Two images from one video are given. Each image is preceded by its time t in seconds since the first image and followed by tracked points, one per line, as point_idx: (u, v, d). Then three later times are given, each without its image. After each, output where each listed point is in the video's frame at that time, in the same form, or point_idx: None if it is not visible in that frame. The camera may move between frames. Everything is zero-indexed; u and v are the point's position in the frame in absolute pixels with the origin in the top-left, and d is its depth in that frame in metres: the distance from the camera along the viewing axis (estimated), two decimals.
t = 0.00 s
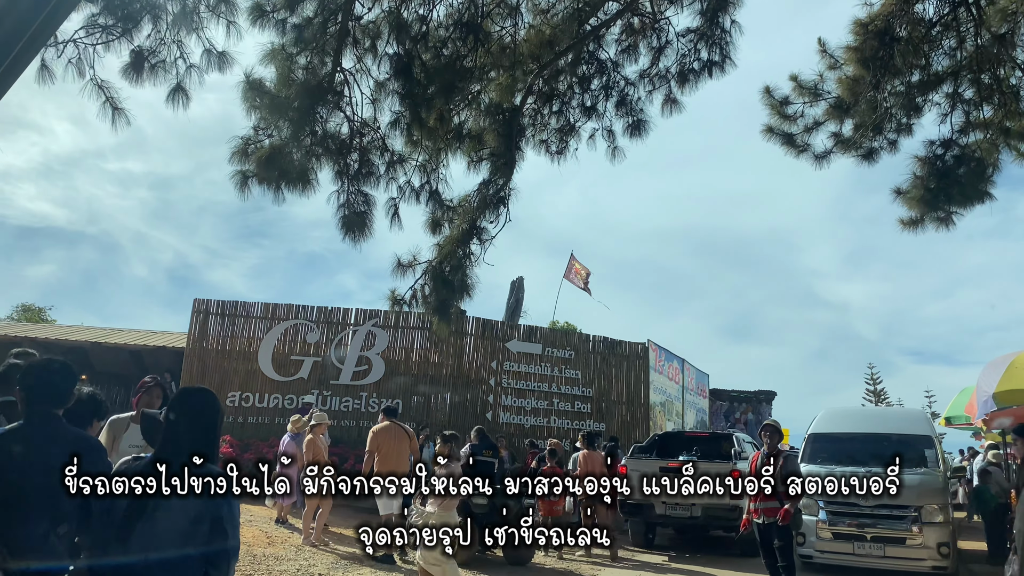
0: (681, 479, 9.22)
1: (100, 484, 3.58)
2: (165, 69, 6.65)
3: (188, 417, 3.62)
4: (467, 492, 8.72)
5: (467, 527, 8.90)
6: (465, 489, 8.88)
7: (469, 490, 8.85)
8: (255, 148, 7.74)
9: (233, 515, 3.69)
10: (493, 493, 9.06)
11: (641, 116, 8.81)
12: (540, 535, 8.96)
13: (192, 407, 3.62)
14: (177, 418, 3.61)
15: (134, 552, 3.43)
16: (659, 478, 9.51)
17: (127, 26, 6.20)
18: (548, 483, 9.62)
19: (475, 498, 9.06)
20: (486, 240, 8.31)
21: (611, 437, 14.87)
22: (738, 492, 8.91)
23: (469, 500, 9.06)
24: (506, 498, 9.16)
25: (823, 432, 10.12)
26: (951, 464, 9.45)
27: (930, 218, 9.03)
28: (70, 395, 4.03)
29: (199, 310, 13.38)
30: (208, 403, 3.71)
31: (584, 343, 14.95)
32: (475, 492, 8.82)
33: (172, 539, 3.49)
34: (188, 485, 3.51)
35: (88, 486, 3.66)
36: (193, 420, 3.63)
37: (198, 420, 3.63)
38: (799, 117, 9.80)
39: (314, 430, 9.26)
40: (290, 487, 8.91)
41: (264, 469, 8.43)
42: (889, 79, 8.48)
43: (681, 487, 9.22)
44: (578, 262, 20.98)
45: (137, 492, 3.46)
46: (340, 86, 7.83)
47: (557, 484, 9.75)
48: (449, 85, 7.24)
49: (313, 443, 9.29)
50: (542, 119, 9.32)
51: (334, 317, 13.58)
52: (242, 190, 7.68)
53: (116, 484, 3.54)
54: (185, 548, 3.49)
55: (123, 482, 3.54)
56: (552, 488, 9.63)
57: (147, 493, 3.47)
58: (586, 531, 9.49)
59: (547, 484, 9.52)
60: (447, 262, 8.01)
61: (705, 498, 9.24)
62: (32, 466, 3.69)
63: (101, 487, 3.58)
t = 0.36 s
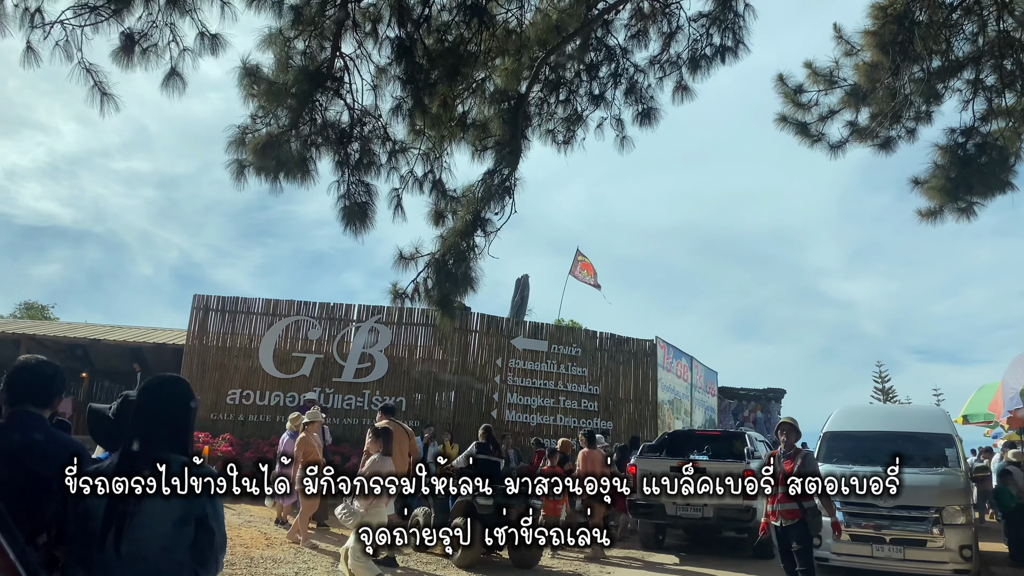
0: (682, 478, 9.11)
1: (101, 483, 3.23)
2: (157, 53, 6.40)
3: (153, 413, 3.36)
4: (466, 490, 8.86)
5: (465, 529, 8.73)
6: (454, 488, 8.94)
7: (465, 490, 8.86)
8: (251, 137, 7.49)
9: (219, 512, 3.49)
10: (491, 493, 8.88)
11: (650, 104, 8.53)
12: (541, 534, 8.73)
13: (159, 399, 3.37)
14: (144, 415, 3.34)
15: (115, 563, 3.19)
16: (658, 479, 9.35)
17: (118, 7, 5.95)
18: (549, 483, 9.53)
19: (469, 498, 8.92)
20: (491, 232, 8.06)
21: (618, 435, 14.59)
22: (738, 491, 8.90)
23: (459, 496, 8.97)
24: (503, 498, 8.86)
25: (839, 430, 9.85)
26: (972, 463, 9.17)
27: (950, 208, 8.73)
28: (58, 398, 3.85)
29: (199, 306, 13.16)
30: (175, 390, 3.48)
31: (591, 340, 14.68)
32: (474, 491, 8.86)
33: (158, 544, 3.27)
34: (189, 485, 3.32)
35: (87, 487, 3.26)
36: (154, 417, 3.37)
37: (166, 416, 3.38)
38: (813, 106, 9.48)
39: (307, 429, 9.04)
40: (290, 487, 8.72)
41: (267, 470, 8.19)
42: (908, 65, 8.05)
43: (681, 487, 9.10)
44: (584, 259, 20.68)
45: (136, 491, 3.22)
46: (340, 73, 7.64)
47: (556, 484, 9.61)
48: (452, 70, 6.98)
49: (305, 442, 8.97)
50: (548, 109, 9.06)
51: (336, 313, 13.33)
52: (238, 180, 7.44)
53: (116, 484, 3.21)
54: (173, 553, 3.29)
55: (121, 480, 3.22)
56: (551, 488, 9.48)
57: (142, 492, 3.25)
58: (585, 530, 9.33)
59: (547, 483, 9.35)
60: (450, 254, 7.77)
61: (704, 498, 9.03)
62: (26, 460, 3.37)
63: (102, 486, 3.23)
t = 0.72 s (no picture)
0: (681, 478, 8.93)
1: (101, 482, 2.92)
2: (144, 35, 6.15)
3: (122, 408, 3.08)
4: (466, 490, 8.67)
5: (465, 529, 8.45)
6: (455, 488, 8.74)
7: (465, 489, 8.69)
8: (242, 125, 7.21)
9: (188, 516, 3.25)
10: (490, 493, 8.59)
11: (658, 91, 8.24)
12: (541, 535, 8.46)
13: (125, 394, 3.09)
14: (107, 411, 3.06)
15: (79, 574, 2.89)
16: (657, 478, 9.17)
17: None
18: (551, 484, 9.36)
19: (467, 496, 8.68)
20: (493, 223, 7.78)
21: (624, 434, 14.30)
22: (736, 491, 8.69)
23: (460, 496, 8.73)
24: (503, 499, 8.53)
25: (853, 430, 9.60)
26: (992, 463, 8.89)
27: (970, 199, 8.41)
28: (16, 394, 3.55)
29: (196, 302, 12.91)
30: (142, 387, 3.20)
31: (596, 337, 14.40)
32: (474, 491, 8.64)
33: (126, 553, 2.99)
34: (186, 485, 3.24)
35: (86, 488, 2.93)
36: (128, 413, 3.08)
37: (139, 411, 3.11)
38: (826, 94, 9.16)
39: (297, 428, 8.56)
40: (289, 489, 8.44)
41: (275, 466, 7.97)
42: (926, 50, 7.72)
43: (680, 488, 8.86)
44: (588, 256, 20.37)
45: (136, 492, 2.99)
46: (336, 60, 7.42)
47: (556, 484, 9.36)
48: (453, 53, 6.69)
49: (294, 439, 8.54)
50: (551, 97, 8.79)
51: (335, 310, 13.05)
52: (231, 169, 7.16)
53: (116, 484, 2.93)
54: (143, 561, 3.01)
55: (122, 481, 2.96)
56: (552, 488, 9.23)
57: (138, 493, 3.01)
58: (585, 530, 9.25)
59: (549, 484, 9.08)
60: (451, 246, 7.51)
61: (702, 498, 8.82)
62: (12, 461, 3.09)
63: (102, 487, 2.92)
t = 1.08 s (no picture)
0: (681, 478, 8.64)
1: (101, 482, 2.65)
2: (128, 18, 5.89)
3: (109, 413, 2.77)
4: (466, 490, 8.37)
5: (466, 530, 8.15)
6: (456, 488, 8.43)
7: (465, 490, 8.37)
8: (231, 113, 6.93)
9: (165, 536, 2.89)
10: (491, 492, 8.33)
11: (665, 79, 7.96)
12: (541, 535, 8.17)
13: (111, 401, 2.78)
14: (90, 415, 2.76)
15: None
16: (657, 478, 8.88)
17: None
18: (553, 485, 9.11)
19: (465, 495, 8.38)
20: (494, 215, 7.50)
21: (629, 434, 14.03)
22: (737, 492, 8.42)
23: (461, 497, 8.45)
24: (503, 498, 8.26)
25: (866, 430, 9.53)
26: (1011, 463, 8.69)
27: (989, 190, 8.11)
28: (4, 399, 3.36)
29: (191, 299, 12.65)
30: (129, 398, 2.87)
31: (599, 335, 14.12)
32: (474, 490, 8.35)
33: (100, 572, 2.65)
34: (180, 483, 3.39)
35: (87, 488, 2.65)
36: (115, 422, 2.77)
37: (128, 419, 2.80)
38: (838, 83, 8.84)
39: (275, 423, 7.98)
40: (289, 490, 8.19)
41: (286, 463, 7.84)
42: (944, 36, 7.42)
43: (681, 488, 8.63)
44: (591, 253, 20.06)
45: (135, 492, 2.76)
46: (330, 46, 7.16)
47: (557, 484, 9.11)
48: (452, 37, 6.42)
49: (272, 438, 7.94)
50: (554, 87, 8.52)
51: (333, 307, 12.78)
52: (221, 160, 6.88)
53: (117, 484, 2.68)
54: None
55: (123, 480, 2.71)
56: (553, 488, 8.96)
57: (133, 495, 2.78)
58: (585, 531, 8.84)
59: (550, 484, 8.81)
60: (450, 239, 7.25)
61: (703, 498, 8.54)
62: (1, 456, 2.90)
63: (102, 487, 2.66)
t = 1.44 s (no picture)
0: (681, 478, 8.40)
1: (100, 482, 2.55)
2: None
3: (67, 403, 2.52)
4: (466, 490, 8.10)
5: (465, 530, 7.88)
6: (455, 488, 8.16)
7: (464, 490, 8.11)
8: (220, 101, 6.66)
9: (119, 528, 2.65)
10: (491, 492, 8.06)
11: (670, 68, 7.68)
12: (541, 535, 7.92)
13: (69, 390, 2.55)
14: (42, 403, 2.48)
15: None
16: (657, 478, 8.65)
17: None
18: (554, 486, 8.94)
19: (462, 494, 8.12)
20: (494, 208, 7.23)
21: (632, 435, 13.76)
22: (737, 492, 8.19)
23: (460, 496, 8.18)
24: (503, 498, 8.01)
25: (878, 431, 9.31)
26: None
27: (1007, 183, 7.81)
28: None
29: (184, 297, 12.39)
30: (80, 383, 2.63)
31: (602, 334, 13.84)
32: (472, 490, 8.08)
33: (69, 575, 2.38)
34: (190, 484, 3.13)
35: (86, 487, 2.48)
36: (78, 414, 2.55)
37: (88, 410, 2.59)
38: (849, 73, 8.55)
39: (255, 421, 7.51)
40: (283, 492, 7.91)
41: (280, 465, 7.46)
42: (961, 21, 7.12)
43: (681, 487, 8.38)
44: (593, 251, 19.75)
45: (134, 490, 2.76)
46: (323, 32, 6.90)
47: (557, 484, 8.87)
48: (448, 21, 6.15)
49: (250, 438, 7.45)
50: (556, 76, 8.24)
51: (330, 305, 12.49)
52: (209, 149, 6.62)
53: (115, 484, 2.60)
54: None
55: (123, 481, 2.74)
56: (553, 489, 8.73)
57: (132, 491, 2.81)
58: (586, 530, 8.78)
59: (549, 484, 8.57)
60: (448, 233, 6.99)
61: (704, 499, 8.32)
62: None
63: (99, 487, 2.52)
